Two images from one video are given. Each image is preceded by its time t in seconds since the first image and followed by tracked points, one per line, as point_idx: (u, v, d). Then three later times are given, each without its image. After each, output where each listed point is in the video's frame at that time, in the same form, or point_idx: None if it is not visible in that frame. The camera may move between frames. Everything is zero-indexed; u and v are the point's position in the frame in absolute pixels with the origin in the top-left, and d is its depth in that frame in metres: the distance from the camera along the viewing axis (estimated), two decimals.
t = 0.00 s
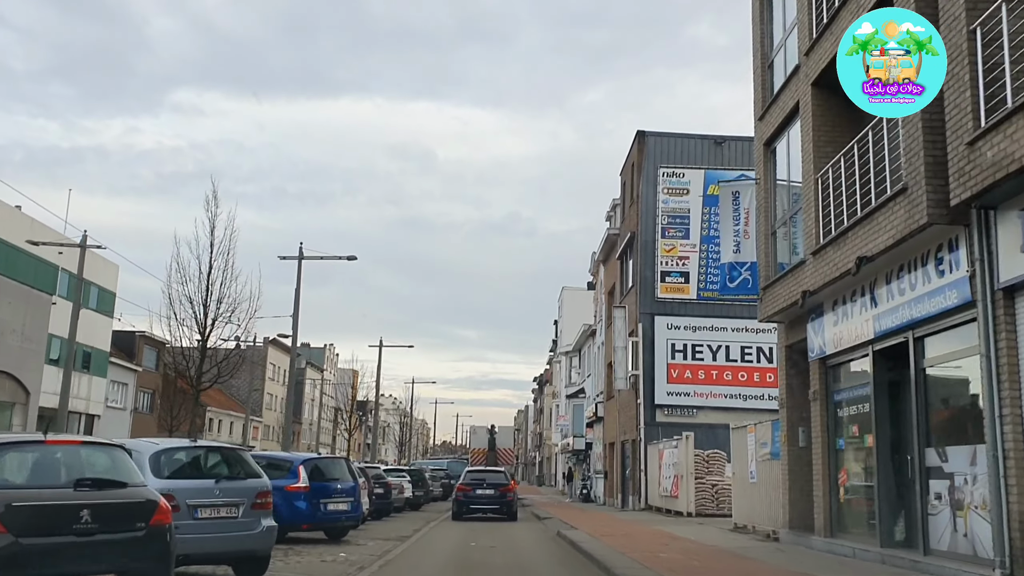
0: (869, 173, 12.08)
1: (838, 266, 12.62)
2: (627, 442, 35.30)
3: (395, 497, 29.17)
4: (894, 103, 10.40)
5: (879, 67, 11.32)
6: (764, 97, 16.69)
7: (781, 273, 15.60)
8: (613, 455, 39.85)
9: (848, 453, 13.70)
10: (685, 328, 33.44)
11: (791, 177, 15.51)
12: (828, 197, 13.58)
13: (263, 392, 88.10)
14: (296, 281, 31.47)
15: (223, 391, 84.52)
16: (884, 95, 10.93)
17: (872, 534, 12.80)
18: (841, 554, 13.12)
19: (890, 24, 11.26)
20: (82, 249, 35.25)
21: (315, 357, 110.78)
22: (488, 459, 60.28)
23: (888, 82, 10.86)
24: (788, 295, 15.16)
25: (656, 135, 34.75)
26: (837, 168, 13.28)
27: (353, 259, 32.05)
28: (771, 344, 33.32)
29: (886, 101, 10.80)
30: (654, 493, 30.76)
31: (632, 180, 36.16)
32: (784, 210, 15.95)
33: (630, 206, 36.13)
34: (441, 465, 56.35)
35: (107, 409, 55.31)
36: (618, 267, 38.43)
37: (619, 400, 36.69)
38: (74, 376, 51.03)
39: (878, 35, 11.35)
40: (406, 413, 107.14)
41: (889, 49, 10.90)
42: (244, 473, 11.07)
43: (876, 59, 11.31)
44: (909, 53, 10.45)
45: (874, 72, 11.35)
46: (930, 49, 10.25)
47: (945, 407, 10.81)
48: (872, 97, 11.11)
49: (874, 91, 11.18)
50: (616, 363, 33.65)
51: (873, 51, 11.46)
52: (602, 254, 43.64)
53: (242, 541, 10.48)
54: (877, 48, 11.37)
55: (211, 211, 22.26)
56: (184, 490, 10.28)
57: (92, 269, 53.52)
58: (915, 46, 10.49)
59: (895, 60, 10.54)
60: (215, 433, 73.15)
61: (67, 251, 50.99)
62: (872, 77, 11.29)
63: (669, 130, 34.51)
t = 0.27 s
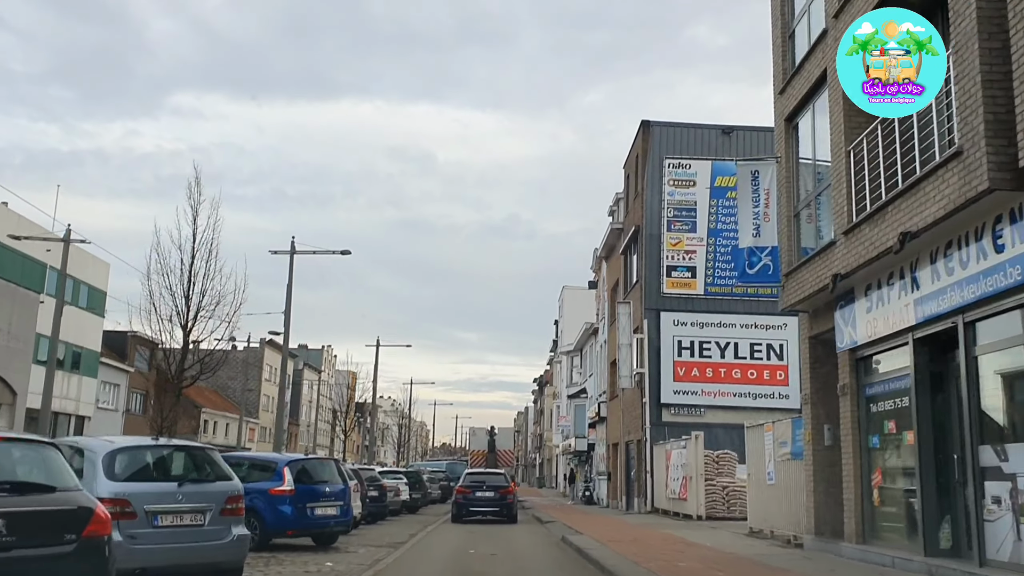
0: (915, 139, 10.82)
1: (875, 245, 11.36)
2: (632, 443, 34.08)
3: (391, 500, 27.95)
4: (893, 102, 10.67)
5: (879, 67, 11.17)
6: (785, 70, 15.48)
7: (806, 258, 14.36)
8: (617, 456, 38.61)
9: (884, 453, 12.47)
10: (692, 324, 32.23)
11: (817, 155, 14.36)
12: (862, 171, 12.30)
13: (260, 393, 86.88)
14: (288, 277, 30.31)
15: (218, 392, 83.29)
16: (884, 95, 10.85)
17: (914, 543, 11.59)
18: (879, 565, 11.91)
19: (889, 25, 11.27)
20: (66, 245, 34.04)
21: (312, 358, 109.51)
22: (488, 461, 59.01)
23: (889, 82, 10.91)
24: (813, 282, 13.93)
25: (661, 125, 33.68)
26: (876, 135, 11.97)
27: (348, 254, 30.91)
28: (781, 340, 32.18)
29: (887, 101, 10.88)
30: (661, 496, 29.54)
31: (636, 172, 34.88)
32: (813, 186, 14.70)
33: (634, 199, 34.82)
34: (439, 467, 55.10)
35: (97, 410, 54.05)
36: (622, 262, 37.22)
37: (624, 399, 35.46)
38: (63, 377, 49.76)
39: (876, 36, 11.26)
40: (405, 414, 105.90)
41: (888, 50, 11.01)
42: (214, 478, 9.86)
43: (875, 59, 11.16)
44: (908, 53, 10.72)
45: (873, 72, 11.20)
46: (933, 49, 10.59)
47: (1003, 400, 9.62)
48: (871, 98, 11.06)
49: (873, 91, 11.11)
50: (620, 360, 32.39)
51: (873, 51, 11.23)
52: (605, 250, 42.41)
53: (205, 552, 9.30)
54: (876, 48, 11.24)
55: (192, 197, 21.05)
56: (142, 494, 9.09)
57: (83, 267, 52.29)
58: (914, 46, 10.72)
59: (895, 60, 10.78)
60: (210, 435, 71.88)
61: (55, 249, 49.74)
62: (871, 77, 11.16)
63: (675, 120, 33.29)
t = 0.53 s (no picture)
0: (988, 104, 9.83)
1: (923, 219, 10.37)
2: (637, 445, 32.84)
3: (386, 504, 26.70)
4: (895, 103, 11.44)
5: (879, 67, 12.12)
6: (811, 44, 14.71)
7: (835, 241, 13.25)
8: (621, 458, 37.34)
9: (925, 451, 11.30)
10: (699, 320, 31.01)
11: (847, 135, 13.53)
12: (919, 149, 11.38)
13: (256, 396, 85.67)
14: (280, 271, 29.25)
15: (214, 394, 82.06)
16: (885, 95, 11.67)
17: (961, 551, 10.42)
18: None
19: (889, 25, 12.19)
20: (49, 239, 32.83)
21: (310, 360, 108.29)
22: (488, 465, 57.74)
23: (888, 82, 11.68)
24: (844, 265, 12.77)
25: (666, 113, 32.70)
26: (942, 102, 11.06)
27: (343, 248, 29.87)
28: (792, 337, 31.06)
29: (887, 99, 11.62)
30: (667, 499, 28.35)
31: (641, 163, 33.91)
32: (838, 161, 13.88)
33: (640, 190, 33.72)
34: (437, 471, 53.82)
35: (88, 412, 52.80)
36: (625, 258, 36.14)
37: (627, 399, 34.26)
38: (51, 377, 48.52)
39: (877, 36, 12.21)
40: (403, 417, 104.58)
41: (888, 50, 11.98)
42: (172, 483, 8.81)
43: (875, 59, 12.11)
44: (909, 53, 11.55)
45: (873, 72, 12.13)
46: (931, 49, 11.40)
47: None
48: (871, 98, 11.86)
49: (873, 91, 11.95)
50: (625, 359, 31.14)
51: (873, 51, 12.20)
52: (608, 246, 41.30)
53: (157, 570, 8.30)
54: (876, 48, 12.19)
55: (173, 182, 19.89)
56: (87, 501, 8.04)
57: (72, 265, 51.07)
58: (914, 46, 11.57)
59: (895, 61, 11.61)
60: (204, 437, 70.61)
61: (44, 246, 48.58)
62: (871, 77, 12.08)
63: (681, 108, 32.39)
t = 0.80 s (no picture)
0: None
1: (980, 181, 9.23)
2: (643, 442, 31.65)
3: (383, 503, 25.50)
4: (895, 102, 11.80)
5: (879, 67, 12.47)
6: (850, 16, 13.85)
7: (870, 217, 12.14)
8: (626, 455, 36.15)
9: (976, 446, 10.14)
10: (708, 313, 29.77)
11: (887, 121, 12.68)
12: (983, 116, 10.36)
13: (254, 392, 84.60)
14: (273, 261, 28.15)
15: (211, 391, 80.94)
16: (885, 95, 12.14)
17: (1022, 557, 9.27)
18: None
19: (889, 25, 12.43)
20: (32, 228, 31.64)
21: (309, 357, 107.10)
22: (489, 463, 56.57)
23: (888, 82, 12.00)
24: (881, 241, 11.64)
25: (674, 98, 31.41)
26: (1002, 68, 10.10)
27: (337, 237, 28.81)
28: (804, 330, 29.87)
29: (886, 100, 11.96)
30: (675, 498, 27.19)
31: (647, 151, 32.67)
32: (872, 130, 12.99)
33: (645, 178, 32.45)
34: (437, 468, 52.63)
35: (80, 408, 51.65)
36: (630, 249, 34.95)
37: (633, 395, 33.08)
38: (41, 373, 47.35)
39: (877, 36, 12.50)
40: (403, 414, 103.38)
41: (888, 50, 12.28)
42: (122, 485, 7.72)
43: (876, 59, 12.45)
44: (909, 52, 11.71)
45: (874, 72, 12.49)
46: (931, 49, 11.46)
47: None
48: (871, 98, 12.30)
49: (874, 91, 12.33)
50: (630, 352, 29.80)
51: (873, 51, 12.56)
52: (611, 237, 40.03)
53: None
54: (876, 48, 12.51)
55: (153, 162, 18.72)
56: (17, 502, 6.99)
57: (63, 258, 49.88)
58: (915, 46, 11.72)
59: (894, 60, 11.94)
60: (201, 434, 69.47)
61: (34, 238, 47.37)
62: (872, 77, 12.46)
63: (688, 93, 31.17)
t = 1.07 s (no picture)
0: None
1: None
2: (647, 443, 30.46)
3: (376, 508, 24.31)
4: (896, 104, 11.98)
5: (879, 67, 12.26)
6: None
7: (910, 191, 11.05)
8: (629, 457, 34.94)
9: None
10: (715, 309, 28.56)
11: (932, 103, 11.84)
12: None
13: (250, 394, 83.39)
14: (260, 254, 26.98)
15: (205, 392, 79.71)
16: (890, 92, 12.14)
17: None
18: None
19: (889, 24, 12.22)
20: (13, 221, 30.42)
21: (305, 358, 105.79)
22: (487, 465, 55.32)
23: (889, 81, 12.04)
24: (926, 214, 10.57)
25: (680, 85, 30.26)
26: None
27: (326, 230, 27.66)
28: (815, 326, 28.71)
29: (888, 100, 12.07)
30: (682, 501, 25.99)
31: (651, 141, 31.51)
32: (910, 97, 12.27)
33: (650, 169, 31.26)
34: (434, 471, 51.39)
35: (68, 410, 50.35)
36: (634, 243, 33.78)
37: (637, 394, 31.90)
38: (28, 373, 46.05)
39: (877, 36, 12.24)
40: (400, 416, 102.07)
41: (888, 50, 12.10)
42: (45, 490, 6.60)
43: (876, 59, 12.21)
44: (909, 53, 11.81)
45: (874, 72, 12.31)
46: (932, 48, 11.60)
47: None
48: (871, 98, 12.26)
49: (873, 91, 12.29)
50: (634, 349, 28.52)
51: (873, 51, 12.28)
52: (613, 232, 38.86)
53: None
54: (876, 48, 12.26)
55: (128, 143, 17.54)
56: None
57: (52, 256, 48.59)
58: (914, 46, 11.83)
59: (895, 60, 11.85)
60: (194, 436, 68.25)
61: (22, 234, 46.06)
62: (870, 78, 12.30)
63: (695, 80, 30.11)
